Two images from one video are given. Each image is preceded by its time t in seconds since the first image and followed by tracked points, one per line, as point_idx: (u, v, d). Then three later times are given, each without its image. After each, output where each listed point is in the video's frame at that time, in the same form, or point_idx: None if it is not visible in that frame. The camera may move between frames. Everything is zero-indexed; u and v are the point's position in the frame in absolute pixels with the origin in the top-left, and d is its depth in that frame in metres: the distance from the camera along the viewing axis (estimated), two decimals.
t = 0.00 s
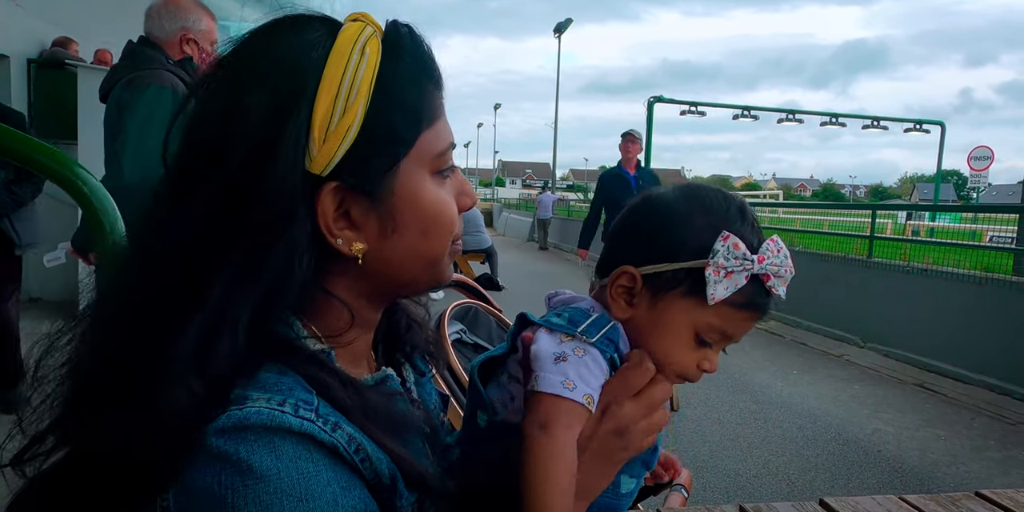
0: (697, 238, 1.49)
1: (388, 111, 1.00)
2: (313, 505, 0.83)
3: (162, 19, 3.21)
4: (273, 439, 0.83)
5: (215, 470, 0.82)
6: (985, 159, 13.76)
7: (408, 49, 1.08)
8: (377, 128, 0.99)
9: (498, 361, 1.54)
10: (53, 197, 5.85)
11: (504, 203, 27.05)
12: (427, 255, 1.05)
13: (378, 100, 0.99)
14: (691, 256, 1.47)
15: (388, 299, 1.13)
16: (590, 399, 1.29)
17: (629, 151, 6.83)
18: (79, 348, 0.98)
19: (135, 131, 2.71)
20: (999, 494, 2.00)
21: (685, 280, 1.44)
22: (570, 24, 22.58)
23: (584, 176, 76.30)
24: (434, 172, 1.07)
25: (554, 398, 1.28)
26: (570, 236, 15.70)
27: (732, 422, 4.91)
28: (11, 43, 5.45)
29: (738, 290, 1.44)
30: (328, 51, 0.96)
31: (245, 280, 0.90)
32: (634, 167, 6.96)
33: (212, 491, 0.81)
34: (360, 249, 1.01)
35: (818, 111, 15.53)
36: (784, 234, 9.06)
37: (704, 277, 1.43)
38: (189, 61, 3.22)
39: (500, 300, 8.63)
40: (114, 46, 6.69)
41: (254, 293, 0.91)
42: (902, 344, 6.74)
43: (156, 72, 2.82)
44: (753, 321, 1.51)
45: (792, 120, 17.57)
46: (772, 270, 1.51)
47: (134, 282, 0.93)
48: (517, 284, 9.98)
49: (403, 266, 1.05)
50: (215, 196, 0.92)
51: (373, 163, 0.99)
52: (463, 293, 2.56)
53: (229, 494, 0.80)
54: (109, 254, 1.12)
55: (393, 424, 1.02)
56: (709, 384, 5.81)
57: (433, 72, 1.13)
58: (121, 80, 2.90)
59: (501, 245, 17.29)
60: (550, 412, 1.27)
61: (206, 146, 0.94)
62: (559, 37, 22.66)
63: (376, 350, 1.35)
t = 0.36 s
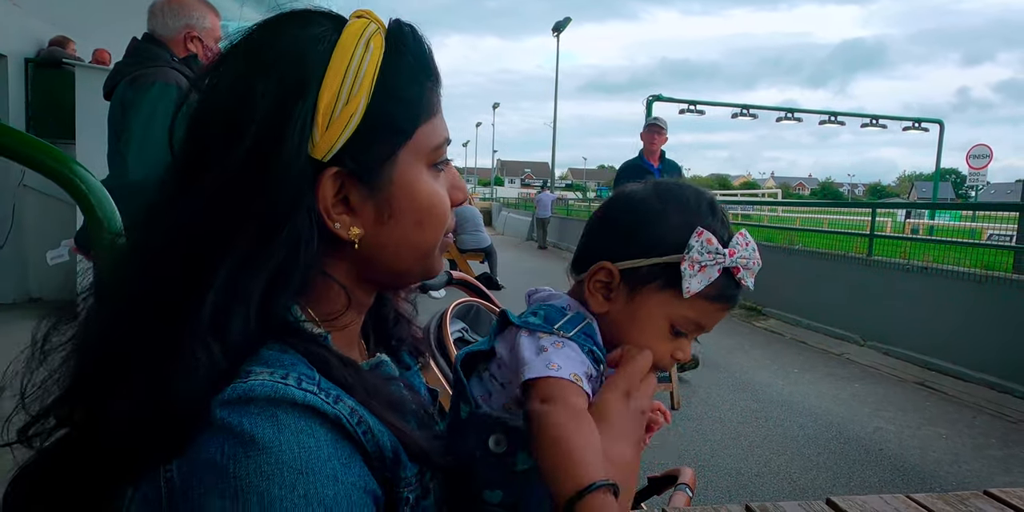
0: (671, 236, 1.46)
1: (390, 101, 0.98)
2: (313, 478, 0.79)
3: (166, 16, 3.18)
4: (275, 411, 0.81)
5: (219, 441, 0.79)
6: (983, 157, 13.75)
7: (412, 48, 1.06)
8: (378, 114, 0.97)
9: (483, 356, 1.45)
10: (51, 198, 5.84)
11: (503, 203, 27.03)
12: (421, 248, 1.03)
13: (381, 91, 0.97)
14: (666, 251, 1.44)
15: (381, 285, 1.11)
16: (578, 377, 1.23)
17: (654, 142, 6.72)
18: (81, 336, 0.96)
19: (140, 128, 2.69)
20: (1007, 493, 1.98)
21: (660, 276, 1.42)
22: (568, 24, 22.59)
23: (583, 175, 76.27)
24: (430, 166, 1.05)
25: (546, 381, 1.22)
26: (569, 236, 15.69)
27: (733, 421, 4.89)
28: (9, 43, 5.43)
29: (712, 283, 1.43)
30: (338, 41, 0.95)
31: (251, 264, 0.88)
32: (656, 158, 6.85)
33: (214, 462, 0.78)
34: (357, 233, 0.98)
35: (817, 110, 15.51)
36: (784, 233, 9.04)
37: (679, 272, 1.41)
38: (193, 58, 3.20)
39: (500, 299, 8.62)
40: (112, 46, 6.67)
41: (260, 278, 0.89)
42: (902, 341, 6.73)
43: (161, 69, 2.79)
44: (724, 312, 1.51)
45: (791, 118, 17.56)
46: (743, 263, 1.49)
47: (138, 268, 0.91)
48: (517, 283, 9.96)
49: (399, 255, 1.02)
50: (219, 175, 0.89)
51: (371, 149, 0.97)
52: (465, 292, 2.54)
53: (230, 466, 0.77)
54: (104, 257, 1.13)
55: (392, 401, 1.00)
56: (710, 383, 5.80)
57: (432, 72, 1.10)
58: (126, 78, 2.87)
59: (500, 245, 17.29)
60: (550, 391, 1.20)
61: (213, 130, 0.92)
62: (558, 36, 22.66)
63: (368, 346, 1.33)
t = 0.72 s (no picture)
0: (610, 212, 1.45)
1: (390, 111, 1.01)
2: (301, 443, 0.81)
3: (161, 18, 3.19)
4: (256, 391, 0.83)
5: (204, 423, 0.79)
6: (981, 156, 13.77)
7: (401, 56, 1.08)
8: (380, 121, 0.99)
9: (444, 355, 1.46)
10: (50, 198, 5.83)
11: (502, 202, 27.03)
12: (411, 250, 1.06)
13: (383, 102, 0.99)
14: (605, 229, 1.43)
15: (367, 285, 1.12)
16: (494, 404, 1.23)
17: (690, 129, 5.47)
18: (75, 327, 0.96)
19: (138, 130, 2.69)
20: (1000, 492, 1.99)
21: (603, 256, 1.41)
22: (566, 23, 22.54)
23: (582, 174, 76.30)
24: (420, 169, 1.08)
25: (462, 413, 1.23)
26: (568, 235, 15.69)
27: (730, 419, 4.89)
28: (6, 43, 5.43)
29: (658, 250, 1.41)
30: (338, 50, 0.96)
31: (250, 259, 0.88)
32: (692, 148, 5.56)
33: (202, 444, 0.78)
34: (356, 235, 1.01)
35: (816, 108, 15.51)
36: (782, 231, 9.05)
37: (621, 245, 1.39)
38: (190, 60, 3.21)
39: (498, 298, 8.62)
40: (110, 46, 6.66)
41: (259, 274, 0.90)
42: (899, 340, 6.74)
43: (157, 71, 2.81)
44: (682, 276, 1.48)
45: (791, 117, 17.55)
46: (686, 222, 1.46)
47: (133, 261, 0.91)
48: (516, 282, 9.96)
49: (390, 257, 1.05)
50: (215, 171, 0.89)
51: (372, 155, 0.99)
52: (461, 292, 2.55)
53: (221, 441, 0.78)
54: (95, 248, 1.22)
55: (373, 387, 1.03)
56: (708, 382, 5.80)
57: (417, 84, 1.11)
58: (122, 79, 2.88)
59: (500, 244, 17.27)
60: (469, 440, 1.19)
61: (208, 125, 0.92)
62: (557, 36, 22.63)
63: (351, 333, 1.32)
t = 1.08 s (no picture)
0: (620, 205, 1.42)
1: (403, 113, 1.00)
2: (300, 420, 0.82)
3: (155, 16, 3.17)
4: (258, 385, 0.82)
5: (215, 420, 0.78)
6: (981, 154, 13.75)
7: (408, 56, 1.07)
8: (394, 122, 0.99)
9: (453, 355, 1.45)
10: (47, 198, 5.81)
11: (502, 201, 27.00)
12: (415, 249, 1.07)
13: (396, 104, 0.99)
14: (618, 224, 1.40)
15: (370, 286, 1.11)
16: (485, 406, 1.23)
17: (712, 125, 4.77)
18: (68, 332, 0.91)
19: (129, 128, 2.67)
20: (1002, 492, 1.98)
21: (621, 251, 1.39)
22: (566, 22, 22.53)
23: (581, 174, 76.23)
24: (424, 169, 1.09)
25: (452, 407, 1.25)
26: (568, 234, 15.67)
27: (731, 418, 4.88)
28: (5, 43, 5.42)
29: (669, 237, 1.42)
30: (348, 50, 0.94)
31: (265, 267, 0.85)
32: (720, 145, 4.80)
33: (213, 442, 0.77)
34: (371, 238, 1.01)
35: (816, 108, 15.51)
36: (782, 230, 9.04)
37: (641, 239, 1.38)
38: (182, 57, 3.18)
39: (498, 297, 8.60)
40: (108, 45, 6.64)
41: (276, 282, 0.86)
42: (899, 338, 6.73)
43: (149, 68, 2.79)
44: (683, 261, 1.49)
45: (790, 116, 17.53)
46: (684, 210, 1.47)
47: (135, 266, 0.86)
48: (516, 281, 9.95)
49: (399, 257, 1.05)
50: (225, 174, 0.85)
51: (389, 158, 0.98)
52: (460, 292, 2.53)
53: (222, 423, 0.78)
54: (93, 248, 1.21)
55: (375, 384, 1.03)
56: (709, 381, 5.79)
57: (424, 82, 1.11)
58: (113, 78, 2.86)
59: (499, 243, 17.25)
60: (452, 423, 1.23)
61: (215, 124, 0.87)
62: (556, 34, 22.61)
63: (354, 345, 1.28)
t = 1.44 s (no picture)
0: (620, 211, 1.45)
1: (411, 112, 0.98)
2: (288, 412, 0.80)
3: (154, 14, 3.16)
4: (250, 377, 0.80)
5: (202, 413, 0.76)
6: (985, 153, 13.73)
7: (418, 56, 1.05)
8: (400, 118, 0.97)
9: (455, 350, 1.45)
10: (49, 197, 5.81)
11: (504, 199, 26.99)
12: (422, 252, 1.05)
13: (405, 104, 0.97)
14: (618, 226, 1.41)
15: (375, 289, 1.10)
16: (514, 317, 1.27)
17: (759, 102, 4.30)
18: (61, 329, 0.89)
19: (121, 125, 2.67)
20: (1007, 492, 1.96)
21: (619, 248, 1.39)
22: (569, 20, 22.44)
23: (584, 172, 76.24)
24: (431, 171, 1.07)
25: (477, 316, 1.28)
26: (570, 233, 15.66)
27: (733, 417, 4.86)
28: (8, 41, 5.42)
29: (667, 246, 1.41)
30: (354, 47, 0.92)
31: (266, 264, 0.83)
32: (768, 128, 4.30)
33: (203, 437, 0.75)
34: (373, 239, 0.99)
35: (819, 107, 15.49)
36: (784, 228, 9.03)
37: (637, 239, 1.39)
38: (178, 55, 3.17)
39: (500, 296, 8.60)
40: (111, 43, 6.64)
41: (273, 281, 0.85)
42: (902, 337, 6.70)
43: (144, 66, 2.78)
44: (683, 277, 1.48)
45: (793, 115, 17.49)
46: (687, 229, 1.46)
47: (130, 260, 0.85)
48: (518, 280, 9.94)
49: (404, 259, 1.03)
50: (224, 169, 0.84)
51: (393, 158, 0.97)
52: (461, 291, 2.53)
53: (212, 413, 0.76)
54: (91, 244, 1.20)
55: (370, 382, 1.01)
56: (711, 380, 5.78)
57: (433, 81, 1.09)
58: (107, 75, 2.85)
59: (501, 242, 17.27)
60: (478, 329, 1.26)
61: (216, 118, 0.86)
62: (559, 32, 22.55)
63: (357, 340, 1.27)
